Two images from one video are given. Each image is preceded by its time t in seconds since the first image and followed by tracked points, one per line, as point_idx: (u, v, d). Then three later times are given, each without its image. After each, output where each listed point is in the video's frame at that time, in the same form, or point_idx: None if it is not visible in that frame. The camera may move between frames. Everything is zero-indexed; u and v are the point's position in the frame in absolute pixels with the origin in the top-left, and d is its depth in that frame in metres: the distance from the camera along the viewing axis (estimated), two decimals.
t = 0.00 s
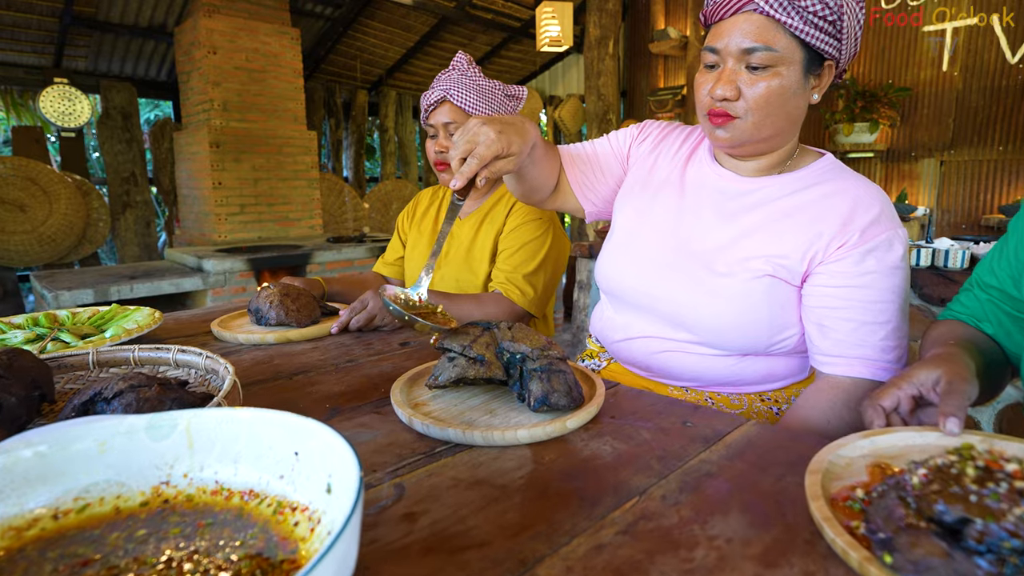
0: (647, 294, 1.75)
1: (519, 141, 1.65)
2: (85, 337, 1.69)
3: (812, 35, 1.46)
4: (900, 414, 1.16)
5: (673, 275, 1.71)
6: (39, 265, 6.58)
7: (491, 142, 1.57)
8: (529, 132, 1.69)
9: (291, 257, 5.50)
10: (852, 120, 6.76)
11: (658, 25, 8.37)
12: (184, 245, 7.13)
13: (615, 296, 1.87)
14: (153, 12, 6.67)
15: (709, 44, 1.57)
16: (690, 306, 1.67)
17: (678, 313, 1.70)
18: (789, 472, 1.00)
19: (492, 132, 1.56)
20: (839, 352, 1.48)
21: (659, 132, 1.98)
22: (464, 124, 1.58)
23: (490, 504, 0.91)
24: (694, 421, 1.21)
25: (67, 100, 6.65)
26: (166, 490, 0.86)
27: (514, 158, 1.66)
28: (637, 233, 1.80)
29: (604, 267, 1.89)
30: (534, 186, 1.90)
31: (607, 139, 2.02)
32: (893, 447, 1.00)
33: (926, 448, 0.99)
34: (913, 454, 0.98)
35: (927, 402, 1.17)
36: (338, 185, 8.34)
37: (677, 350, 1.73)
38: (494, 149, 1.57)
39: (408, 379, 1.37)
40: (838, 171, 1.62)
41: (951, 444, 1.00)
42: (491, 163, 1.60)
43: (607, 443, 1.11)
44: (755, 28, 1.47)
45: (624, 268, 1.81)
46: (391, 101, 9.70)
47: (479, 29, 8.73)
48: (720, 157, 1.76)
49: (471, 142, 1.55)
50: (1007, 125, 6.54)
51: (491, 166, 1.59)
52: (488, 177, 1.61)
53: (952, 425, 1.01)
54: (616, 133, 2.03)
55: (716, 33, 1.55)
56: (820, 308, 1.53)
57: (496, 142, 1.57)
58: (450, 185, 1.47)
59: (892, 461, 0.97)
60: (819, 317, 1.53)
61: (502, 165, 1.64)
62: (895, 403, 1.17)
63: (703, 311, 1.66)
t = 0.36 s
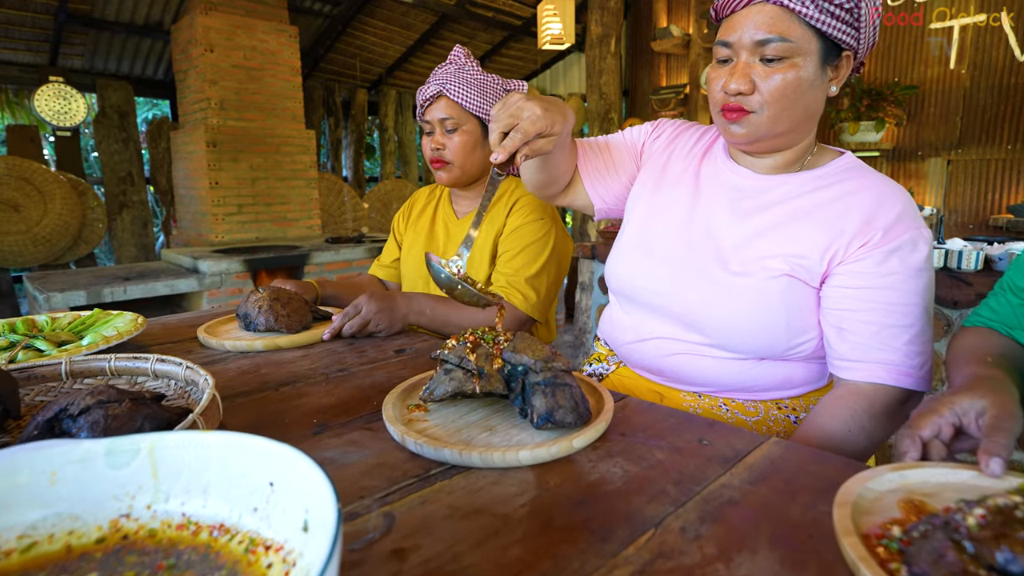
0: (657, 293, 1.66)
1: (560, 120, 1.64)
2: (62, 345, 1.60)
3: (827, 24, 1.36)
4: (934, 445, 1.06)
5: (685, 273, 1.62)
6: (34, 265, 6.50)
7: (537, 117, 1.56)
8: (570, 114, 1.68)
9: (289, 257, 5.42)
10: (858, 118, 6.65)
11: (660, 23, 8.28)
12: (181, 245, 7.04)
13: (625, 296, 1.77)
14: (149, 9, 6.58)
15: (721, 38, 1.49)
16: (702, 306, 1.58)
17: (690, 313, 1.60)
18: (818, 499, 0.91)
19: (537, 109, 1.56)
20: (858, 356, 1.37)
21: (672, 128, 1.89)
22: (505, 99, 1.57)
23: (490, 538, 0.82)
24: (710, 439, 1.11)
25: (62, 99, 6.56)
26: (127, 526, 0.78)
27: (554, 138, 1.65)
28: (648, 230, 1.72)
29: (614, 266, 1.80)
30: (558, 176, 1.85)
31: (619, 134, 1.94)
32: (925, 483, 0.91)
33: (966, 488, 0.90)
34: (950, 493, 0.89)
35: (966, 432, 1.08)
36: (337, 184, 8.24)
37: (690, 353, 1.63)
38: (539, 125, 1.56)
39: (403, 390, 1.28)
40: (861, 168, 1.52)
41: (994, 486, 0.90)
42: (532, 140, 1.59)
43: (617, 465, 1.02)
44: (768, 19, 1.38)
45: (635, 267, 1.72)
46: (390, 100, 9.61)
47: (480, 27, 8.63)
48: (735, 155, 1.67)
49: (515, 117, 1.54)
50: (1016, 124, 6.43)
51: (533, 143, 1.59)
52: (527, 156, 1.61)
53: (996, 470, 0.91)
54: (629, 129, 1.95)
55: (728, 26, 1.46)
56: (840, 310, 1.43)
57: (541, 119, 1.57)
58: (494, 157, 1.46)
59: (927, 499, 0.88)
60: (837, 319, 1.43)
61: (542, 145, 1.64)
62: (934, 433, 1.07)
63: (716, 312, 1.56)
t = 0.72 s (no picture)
0: (677, 294, 1.58)
1: (601, 119, 1.57)
2: (38, 351, 1.52)
3: (856, 10, 1.29)
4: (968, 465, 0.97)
5: (708, 273, 1.54)
6: (29, 266, 6.41)
7: (582, 114, 1.50)
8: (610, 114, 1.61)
9: (286, 258, 5.33)
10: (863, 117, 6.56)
11: (663, 21, 8.20)
12: (177, 245, 6.95)
13: (642, 296, 1.69)
14: (146, 7, 6.50)
15: (744, 30, 1.41)
16: (726, 308, 1.50)
17: (713, 315, 1.52)
18: (849, 523, 0.82)
19: (582, 105, 1.49)
20: (889, 364, 1.29)
21: (694, 125, 1.81)
22: (546, 92, 1.49)
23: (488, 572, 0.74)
24: (728, 455, 1.03)
25: (58, 97, 6.48)
26: (82, 560, 0.70)
27: (593, 137, 1.60)
28: (669, 228, 1.64)
29: (631, 265, 1.72)
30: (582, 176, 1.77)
31: (640, 131, 1.88)
32: (951, 512, 0.82)
33: (997, 519, 0.81)
34: (981, 524, 0.80)
35: (999, 450, 0.98)
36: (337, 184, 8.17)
37: (712, 356, 1.55)
38: (583, 123, 1.50)
39: (396, 401, 1.19)
40: (894, 167, 1.44)
41: None
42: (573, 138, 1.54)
43: (628, 485, 0.93)
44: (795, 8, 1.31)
45: (654, 265, 1.64)
46: (390, 99, 9.54)
47: (480, 25, 8.54)
48: (759, 153, 1.60)
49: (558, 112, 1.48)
50: None
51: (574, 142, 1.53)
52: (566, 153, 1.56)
53: None
54: (649, 128, 1.88)
55: (751, 18, 1.39)
56: (870, 316, 1.35)
57: (586, 116, 1.50)
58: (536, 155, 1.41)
59: (958, 532, 0.79)
60: (868, 325, 1.35)
61: (580, 143, 1.59)
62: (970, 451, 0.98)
63: (740, 314, 1.48)
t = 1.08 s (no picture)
0: (692, 291, 1.51)
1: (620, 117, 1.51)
2: (16, 353, 1.45)
3: None
4: (1001, 480, 0.88)
5: (725, 269, 1.47)
6: (25, 265, 6.34)
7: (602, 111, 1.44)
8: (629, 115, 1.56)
9: (284, 257, 5.27)
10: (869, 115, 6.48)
11: (664, 19, 8.13)
12: (175, 245, 6.88)
13: (654, 294, 1.62)
14: (143, 4, 6.42)
15: (754, 19, 1.35)
16: (745, 305, 1.43)
17: (730, 314, 1.45)
18: (882, 544, 0.76)
19: (601, 101, 1.43)
20: (919, 364, 1.23)
21: (706, 120, 1.74)
22: (564, 85, 1.44)
23: None
24: (744, 467, 0.97)
25: (54, 96, 6.42)
26: None
27: (609, 136, 1.54)
28: (682, 223, 1.57)
29: (642, 262, 1.65)
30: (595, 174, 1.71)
31: (651, 127, 1.80)
32: (989, 533, 0.73)
33: None
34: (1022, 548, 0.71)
35: None
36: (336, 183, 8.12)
37: (727, 357, 1.48)
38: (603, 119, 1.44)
39: (391, 407, 1.12)
40: (917, 161, 1.38)
41: None
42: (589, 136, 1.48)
43: (640, 500, 0.87)
44: None
45: (668, 261, 1.57)
46: (390, 97, 9.48)
47: (481, 23, 8.48)
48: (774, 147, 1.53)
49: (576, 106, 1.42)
50: None
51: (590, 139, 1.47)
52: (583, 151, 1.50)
53: None
54: (660, 123, 1.81)
55: (761, 5, 1.33)
56: (897, 316, 1.28)
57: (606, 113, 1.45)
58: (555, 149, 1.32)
59: (998, 557, 0.70)
60: (894, 325, 1.28)
61: (596, 141, 1.53)
62: (1002, 461, 0.88)
63: (759, 311, 1.41)
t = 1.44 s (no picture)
0: (689, 293, 1.45)
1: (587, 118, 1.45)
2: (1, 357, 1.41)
3: None
4: None
5: (722, 270, 1.42)
6: (23, 265, 6.29)
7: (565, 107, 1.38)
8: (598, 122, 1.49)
9: (283, 258, 5.22)
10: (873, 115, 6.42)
11: (665, 18, 8.09)
12: (173, 245, 6.84)
13: (649, 298, 1.57)
14: (141, 4, 6.38)
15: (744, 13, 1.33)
16: (743, 306, 1.38)
17: (727, 316, 1.40)
18: (904, 563, 0.72)
19: (568, 97, 1.37)
20: (924, 365, 1.18)
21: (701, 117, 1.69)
22: (533, 78, 1.37)
23: None
24: (754, 478, 0.93)
25: (52, 95, 6.38)
26: None
27: (575, 136, 1.47)
28: (677, 223, 1.52)
29: (636, 264, 1.60)
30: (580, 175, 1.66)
31: (642, 126, 1.74)
32: (1020, 554, 0.69)
33: None
34: None
35: None
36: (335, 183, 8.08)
37: (725, 362, 1.42)
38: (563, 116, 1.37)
39: (385, 414, 1.08)
40: (918, 153, 1.34)
41: None
42: (550, 131, 1.41)
43: (646, 514, 0.83)
44: None
45: (662, 263, 1.52)
46: (390, 97, 9.44)
47: (481, 21, 8.43)
48: (769, 143, 1.49)
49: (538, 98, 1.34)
50: None
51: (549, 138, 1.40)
52: (541, 148, 1.43)
53: None
54: (651, 122, 1.75)
55: None
56: (900, 315, 1.24)
57: (568, 110, 1.38)
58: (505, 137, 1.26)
59: None
60: (898, 325, 1.24)
61: (559, 140, 1.45)
62: None
63: (758, 313, 1.36)
